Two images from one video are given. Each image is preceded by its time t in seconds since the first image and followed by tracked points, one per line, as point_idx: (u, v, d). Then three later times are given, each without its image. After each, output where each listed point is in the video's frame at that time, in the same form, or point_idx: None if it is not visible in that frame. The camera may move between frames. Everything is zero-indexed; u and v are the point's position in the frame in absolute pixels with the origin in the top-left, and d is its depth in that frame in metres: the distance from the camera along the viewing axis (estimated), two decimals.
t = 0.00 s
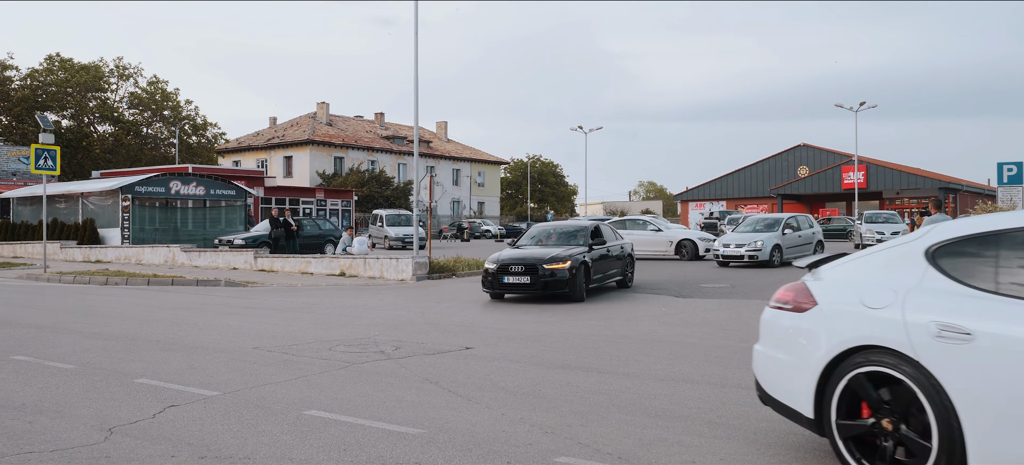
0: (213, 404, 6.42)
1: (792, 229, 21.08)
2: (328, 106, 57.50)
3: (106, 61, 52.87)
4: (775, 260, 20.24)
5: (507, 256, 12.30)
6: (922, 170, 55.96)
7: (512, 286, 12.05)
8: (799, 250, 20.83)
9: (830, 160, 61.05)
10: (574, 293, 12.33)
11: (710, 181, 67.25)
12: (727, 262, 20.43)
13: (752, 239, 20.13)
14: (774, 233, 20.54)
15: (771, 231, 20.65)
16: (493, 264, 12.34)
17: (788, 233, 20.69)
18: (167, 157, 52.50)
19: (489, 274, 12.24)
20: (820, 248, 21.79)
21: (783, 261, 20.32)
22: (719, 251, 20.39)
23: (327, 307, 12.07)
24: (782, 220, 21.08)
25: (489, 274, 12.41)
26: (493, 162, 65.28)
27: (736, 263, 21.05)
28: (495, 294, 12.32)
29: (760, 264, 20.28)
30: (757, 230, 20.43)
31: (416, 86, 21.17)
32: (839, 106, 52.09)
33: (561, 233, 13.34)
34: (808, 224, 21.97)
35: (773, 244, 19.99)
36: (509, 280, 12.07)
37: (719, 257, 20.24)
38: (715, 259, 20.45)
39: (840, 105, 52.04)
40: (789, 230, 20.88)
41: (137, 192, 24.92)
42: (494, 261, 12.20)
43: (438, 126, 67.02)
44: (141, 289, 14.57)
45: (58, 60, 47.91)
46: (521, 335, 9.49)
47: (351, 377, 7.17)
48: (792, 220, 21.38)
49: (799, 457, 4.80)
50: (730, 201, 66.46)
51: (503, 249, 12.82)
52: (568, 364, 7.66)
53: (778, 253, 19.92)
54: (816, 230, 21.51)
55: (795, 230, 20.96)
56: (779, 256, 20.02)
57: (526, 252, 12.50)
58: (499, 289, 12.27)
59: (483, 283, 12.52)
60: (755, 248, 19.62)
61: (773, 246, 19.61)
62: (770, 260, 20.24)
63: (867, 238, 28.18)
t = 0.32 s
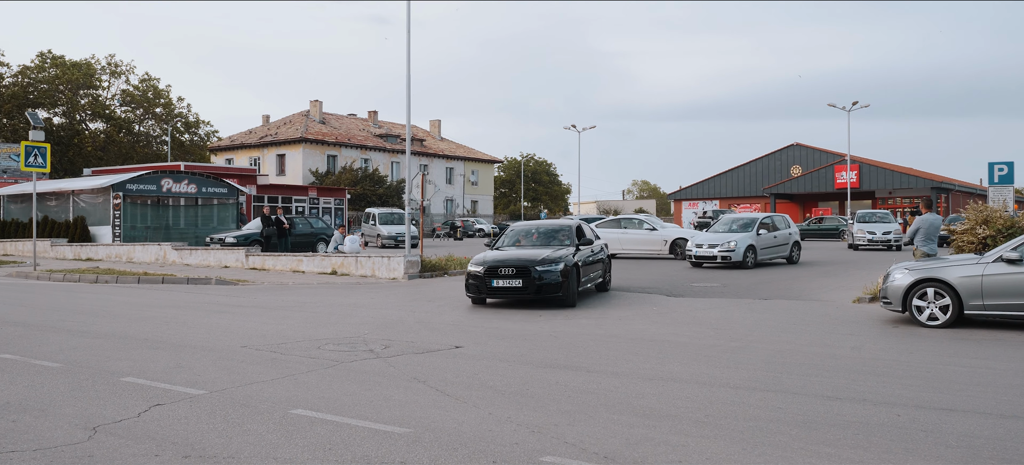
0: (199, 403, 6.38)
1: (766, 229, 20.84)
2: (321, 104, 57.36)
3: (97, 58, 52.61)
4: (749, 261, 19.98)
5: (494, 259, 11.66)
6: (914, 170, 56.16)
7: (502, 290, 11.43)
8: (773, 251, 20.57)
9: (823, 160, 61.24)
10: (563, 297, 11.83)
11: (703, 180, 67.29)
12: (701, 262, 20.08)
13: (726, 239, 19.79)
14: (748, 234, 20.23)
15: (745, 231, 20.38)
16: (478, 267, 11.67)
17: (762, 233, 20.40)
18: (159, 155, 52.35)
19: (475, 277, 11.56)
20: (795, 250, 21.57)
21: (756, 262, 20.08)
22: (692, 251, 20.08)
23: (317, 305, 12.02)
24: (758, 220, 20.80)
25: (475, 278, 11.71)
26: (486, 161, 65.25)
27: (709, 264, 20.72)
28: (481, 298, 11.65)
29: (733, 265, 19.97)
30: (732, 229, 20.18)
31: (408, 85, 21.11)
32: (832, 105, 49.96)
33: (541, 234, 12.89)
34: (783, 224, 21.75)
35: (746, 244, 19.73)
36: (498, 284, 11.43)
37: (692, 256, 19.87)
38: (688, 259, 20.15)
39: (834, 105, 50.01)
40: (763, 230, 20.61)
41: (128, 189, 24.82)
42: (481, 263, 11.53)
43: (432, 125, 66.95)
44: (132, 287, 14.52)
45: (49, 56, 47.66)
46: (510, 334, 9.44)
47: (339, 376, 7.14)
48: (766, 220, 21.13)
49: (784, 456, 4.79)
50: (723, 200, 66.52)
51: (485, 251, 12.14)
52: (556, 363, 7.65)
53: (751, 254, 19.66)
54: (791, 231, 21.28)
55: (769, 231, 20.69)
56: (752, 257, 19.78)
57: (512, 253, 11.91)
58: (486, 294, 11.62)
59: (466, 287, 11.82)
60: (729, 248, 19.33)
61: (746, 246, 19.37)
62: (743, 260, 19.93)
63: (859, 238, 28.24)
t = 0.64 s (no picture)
0: (189, 403, 6.35)
1: (747, 230, 20.60)
2: (315, 103, 57.26)
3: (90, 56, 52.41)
4: (728, 263, 19.67)
5: (489, 262, 11.21)
6: (907, 170, 56.36)
7: (500, 294, 10.99)
8: (754, 253, 20.29)
9: (817, 160, 61.45)
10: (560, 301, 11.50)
11: (697, 180, 67.40)
12: (679, 263, 19.84)
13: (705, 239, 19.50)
14: (728, 235, 19.95)
15: (725, 232, 20.13)
16: (473, 269, 11.20)
17: (742, 234, 20.11)
18: (152, 154, 52.25)
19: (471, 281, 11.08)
20: (777, 251, 21.34)
21: (736, 263, 19.83)
22: (671, 252, 19.79)
23: (310, 304, 11.99)
24: (739, 220, 20.53)
25: (468, 281, 11.24)
26: (480, 160, 65.21)
27: (689, 265, 20.46)
28: (476, 302, 11.15)
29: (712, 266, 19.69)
30: (713, 230, 19.95)
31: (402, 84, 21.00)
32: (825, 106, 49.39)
33: (530, 235, 12.65)
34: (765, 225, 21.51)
35: (726, 245, 19.46)
36: (496, 287, 11.00)
37: (670, 256, 19.61)
38: (668, 260, 19.89)
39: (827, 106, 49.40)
40: (744, 231, 20.37)
41: (120, 188, 24.84)
42: (477, 265, 11.07)
43: (426, 124, 66.89)
44: (124, 286, 14.47)
45: (42, 54, 47.47)
46: (501, 333, 9.41)
47: (330, 376, 7.13)
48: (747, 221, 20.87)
49: (775, 456, 4.79)
50: (717, 200, 66.60)
51: (476, 253, 11.65)
52: (548, 363, 7.64)
53: (731, 255, 19.39)
54: (772, 232, 21.04)
55: (750, 232, 20.42)
56: (732, 258, 19.53)
57: (507, 256, 11.49)
58: (482, 298, 11.15)
59: (460, 290, 11.30)
60: (708, 249, 19.08)
61: (726, 247, 19.15)
62: (723, 263, 19.62)
63: (852, 238, 28.30)
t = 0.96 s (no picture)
0: (179, 399, 6.33)
1: (727, 227, 20.39)
2: (309, 99, 57.10)
3: (83, 52, 52.15)
4: (708, 261, 19.48)
5: (491, 261, 10.56)
6: (901, 167, 56.53)
7: (502, 295, 10.36)
8: (733, 251, 20.11)
9: (810, 157, 61.59)
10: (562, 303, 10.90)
11: (691, 178, 67.46)
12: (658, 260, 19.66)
13: (684, 237, 19.30)
14: (707, 233, 19.76)
15: (704, 229, 19.91)
16: (472, 269, 10.52)
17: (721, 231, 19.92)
18: (145, 150, 52.06)
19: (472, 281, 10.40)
20: (758, 248, 21.12)
21: (716, 261, 19.62)
22: (650, 250, 19.61)
23: (302, 301, 11.95)
24: (719, 217, 20.36)
25: (467, 282, 10.57)
26: (474, 157, 65.14)
27: (669, 263, 20.31)
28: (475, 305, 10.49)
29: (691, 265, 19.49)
30: (693, 228, 19.82)
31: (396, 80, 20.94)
32: (818, 104, 48.82)
33: (524, 234, 12.48)
34: (746, 222, 21.29)
35: (705, 243, 19.24)
36: (498, 288, 10.37)
37: (648, 255, 19.43)
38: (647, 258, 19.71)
39: (820, 104, 48.85)
40: (724, 229, 20.19)
41: (113, 184, 24.60)
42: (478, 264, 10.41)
43: (420, 120, 66.80)
44: (116, 282, 14.40)
45: (34, 49, 47.21)
46: (494, 331, 9.38)
47: (322, 373, 7.10)
48: (728, 218, 20.65)
49: (768, 454, 4.78)
50: (711, 197, 66.68)
51: (474, 252, 10.97)
52: (540, 360, 7.62)
53: (710, 253, 19.18)
54: (753, 229, 20.81)
55: (729, 230, 20.23)
56: (712, 256, 19.36)
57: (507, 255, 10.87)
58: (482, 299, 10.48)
59: (457, 292, 10.61)
60: (687, 247, 18.89)
61: (705, 244, 18.95)
62: (703, 260, 19.41)
63: (844, 235, 28.37)
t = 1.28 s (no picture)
0: (169, 398, 6.29)
1: (706, 225, 20.21)
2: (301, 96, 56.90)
3: (73, 48, 51.88)
4: (686, 259, 19.32)
5: (498, 261, 9.89)
6: (892, 164, 56.74)
7: (512, 298, 9.71)
8: (712, 249, 19.93)
9: (802, 155, 61.73)
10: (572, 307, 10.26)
11: (683, 175, 67.52)
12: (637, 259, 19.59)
13: (661, 235, 19.18)
14: (685, 230, 19.61)
15: (683, 227, 19.75)
16: (477, 270, 9.82)
17: (699, 229, 19.75)
18: (137, 147, 51.84)
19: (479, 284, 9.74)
20: (738, 246, 20.92)
21: (694, 259, 19.47)
22: (628, 249, 19.57)
23: (293, 298, 11.90)
24: (698, 215, 20.20)
25: (472, 284, 9.84)
26: (467, 154, 65.01)
27: (647, 262, 20.26)
28: (481, 308, 9.82)
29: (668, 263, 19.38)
30: (671, 226, 19.71)
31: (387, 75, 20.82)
32: (810, 101, 49.28)
33: (523, 233, 12.41)
34: (727, 220, 21.14)
35: (683, 241, 19.09)
36: (508, 290, 9.70)
37: (626, 253, 19.38)
38: (625, 257, 19.65)
39: (812, 101, 49.31)
40: (703, 226, 20.03)
41: (103, 182, 24.49)
42: (484, 265, 9.77)
43: (413, 117, 66.67)
44: (107, 280, 14.32)
45: (24, 46, 46.93)
46: (486, 328, 9.34)
47: (312, 371, 7.06)
48: (706, 216, 20.50)
49: (759, 451, 4.77)
50: (704, 194, 66.76)
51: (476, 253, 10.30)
52: (532, 358, 7.59)
53: (688, 251, 19.04)
54: (733, 227, 20.64)
55: (707, 227, 20.06)
56: (689, 254, 19.23)
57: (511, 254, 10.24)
58: (489, 303, 9.81)
59: (460, 296, 9.92)
60: (664, 245, 18.78)
61: (683, 242, 18.80)
62: (680, 259, 19.26)
63: (836, 233, 28.44)
